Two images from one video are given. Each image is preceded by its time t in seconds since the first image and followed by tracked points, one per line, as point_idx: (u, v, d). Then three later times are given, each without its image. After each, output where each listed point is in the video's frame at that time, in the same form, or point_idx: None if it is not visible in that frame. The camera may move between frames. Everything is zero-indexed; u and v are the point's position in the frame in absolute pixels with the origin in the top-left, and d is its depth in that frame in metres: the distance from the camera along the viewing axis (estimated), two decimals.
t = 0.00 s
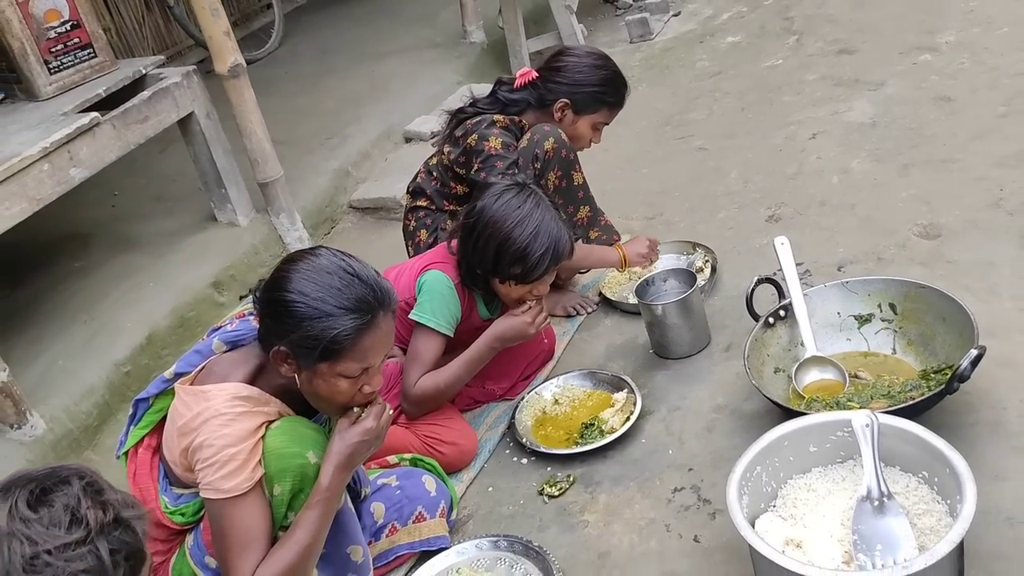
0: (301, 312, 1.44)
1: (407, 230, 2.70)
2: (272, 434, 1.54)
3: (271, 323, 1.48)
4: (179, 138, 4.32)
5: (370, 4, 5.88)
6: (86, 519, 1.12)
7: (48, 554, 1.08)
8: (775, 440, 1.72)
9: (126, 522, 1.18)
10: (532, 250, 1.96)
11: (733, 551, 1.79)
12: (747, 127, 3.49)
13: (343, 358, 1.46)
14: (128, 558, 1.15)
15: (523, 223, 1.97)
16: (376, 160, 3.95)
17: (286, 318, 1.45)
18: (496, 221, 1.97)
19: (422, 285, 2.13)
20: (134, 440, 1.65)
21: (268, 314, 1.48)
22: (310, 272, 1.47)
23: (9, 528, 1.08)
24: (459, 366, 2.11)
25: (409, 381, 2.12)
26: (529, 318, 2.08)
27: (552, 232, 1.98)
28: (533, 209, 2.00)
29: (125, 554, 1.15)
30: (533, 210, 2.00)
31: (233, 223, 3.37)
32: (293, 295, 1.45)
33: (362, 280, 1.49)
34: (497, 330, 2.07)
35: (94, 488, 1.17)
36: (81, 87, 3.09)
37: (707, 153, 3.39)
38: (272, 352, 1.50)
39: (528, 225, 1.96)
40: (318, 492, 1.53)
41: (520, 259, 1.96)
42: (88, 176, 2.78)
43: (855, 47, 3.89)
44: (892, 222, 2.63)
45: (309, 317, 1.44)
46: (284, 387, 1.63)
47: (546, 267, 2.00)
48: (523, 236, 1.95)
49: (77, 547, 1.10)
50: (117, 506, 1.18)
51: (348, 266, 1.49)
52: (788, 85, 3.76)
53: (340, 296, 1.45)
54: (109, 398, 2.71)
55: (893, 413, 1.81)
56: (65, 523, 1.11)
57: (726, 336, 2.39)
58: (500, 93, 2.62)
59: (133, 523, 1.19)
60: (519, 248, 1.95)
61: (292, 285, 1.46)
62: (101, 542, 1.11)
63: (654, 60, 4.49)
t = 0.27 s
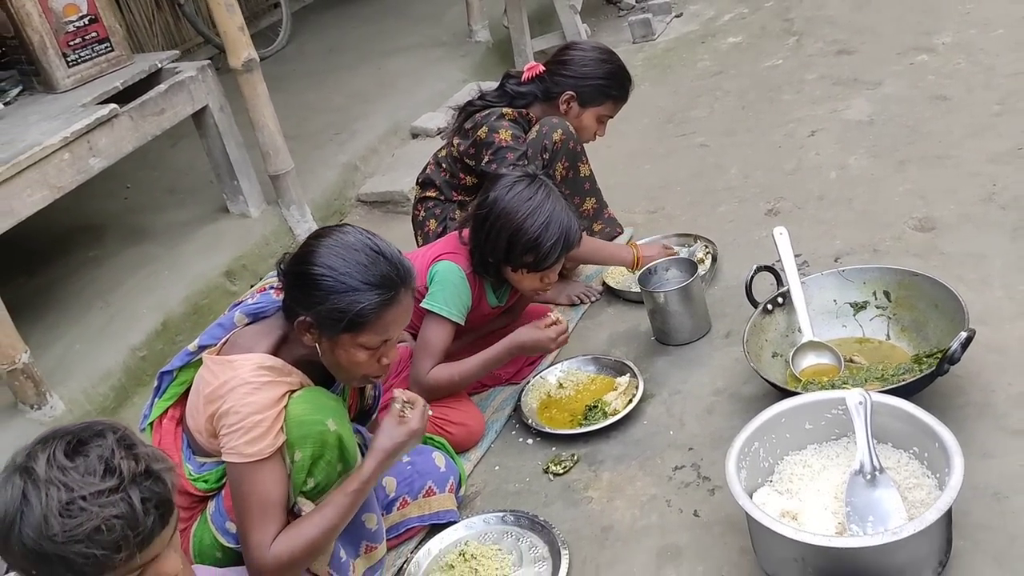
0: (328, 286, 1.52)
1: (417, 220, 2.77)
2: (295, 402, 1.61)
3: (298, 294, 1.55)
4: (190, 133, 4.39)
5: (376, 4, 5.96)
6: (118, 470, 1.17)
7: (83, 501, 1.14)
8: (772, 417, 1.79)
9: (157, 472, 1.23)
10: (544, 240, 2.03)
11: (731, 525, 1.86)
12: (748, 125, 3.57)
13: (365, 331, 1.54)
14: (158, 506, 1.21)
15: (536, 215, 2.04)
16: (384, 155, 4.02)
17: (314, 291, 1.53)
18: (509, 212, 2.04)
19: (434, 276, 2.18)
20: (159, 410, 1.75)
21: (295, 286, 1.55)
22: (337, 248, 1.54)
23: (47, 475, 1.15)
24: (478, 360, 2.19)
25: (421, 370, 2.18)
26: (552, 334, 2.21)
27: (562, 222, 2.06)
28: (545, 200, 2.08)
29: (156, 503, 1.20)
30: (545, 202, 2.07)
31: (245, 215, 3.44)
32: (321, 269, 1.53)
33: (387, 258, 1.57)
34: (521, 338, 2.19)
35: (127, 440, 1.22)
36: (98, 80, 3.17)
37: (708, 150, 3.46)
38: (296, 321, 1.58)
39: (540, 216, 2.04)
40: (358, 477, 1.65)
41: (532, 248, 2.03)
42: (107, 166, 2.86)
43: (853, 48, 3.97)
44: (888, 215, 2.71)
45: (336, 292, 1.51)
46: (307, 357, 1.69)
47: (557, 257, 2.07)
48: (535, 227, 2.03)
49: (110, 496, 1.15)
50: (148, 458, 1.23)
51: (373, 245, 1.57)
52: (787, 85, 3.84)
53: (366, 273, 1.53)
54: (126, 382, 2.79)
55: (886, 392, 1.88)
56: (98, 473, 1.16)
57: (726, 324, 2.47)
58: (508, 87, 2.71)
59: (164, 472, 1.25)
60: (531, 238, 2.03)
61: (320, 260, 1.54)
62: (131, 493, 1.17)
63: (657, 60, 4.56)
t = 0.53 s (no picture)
0: (349, 258, 1.60)
1: (423, 212, 2.85)
2: (309, 374, 1.70)
3: (317, 265, 1.63)
4: (200, 129, 4.47)
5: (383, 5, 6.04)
6: (142, 438, 1.22)
7: (109, 467, 1.19)
8: (768, 399, 1.86)
9: (177, 440, 1.28)
10: (549, 227, 2.11)
11: (729, 503, 1.93)
12: (748, 124, 3.65)
13: (381, 303, 1.62)
14: (179, 472, 1.26)
15: (542, 202, 2.12)
16: (391, 151, 4.09)
17: (334, 262, 1.61)
18: (515, 199, 2.12)
19: (444, 267, 2.26)
20: (179, 387, 1.82)
21: (314, 257, 1.63)
22: (359, 223, 1.63)
23: (75, 443, 1.20)
24: (493, 363, 2.30)
25: (433, 361, 2.23)
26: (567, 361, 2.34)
27: (567, 210, 2.14)
28: (550, 189, 2.16)
29: (177, 470, 1.26)
30: (550, 190, 2.15)
31: (256, 208, 3.52)
32: (343, 242, 1.61)
33: (404, 237, 1.66)
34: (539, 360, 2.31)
35: (148, 410, 1.27)
36: (115, 75, 3.25)
37: (709, 148, 3.54)
38: (312, 291, 1.65)
39: (545, 204, 2.12)
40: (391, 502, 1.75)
41: (536, 235, 2.11)
42: (124, 158, 2.94)
43: (852, 50, 4.05)
44: (883, 211, 2.78)
45: (356, 263, 1.60)
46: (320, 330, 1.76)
47: (562, 243, 2.15)
48: (540, 215, 2.11)
49: (134, 463, 1.21)
50: (169, 427, 1.28)
51: (392, 223, 1.67)
52: (787, 85, 3.92)
53: (385, 247, 1.62)
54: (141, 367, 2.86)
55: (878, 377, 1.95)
56: (123, 440, 1.21)
57: (725, 314, 2.54)
58: (512, 83, 2.79)
59: (183, 441, 1.30)
60: (536, 225, 2.11)
61: (341, 233, 1.62)
62: (154, 459, 1.22)
63: (659, 61, 4.65)
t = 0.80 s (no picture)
0: (358, 239, 1.75)
1: (429, 208, 2.93)
2: (318, 354, 1.80)
3: (327, 247, 1.77)
4: (211, 127, 4.54)
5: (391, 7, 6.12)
6: (174, 398, 1.30)
7: (145, 425, 1.27)
8: (765, 386, 1.92)
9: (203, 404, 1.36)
10: (553, 214, 2.18)
11: (727, 487, 1.99)
12: (751, 124, 3.71)
13: (387, 282, 1.77)
14: (209, 431, 1.34)
15: (548, 190, 2.19)
16: (399, 150, 4.16)
17: (344, 243, 1.76)
18: (520, 188, 2.20)
19: (453, 258, 2.31)
20: (193, 370, 1.93)
21: (325, 240, 1.78)
22: (367, 208, 1.79)
23: (111, 405, 1.28)
24: (498, 348, 2.34)
25: (440, 349, 2.30)
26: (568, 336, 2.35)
27: (572, 199, 2.21)
28: (555, 177, 2.23)
29: (206, 429, 1.34)
30: (555, 179, 2.22)
31: (267, 203, 3.59)
32: (351, 225, 1.76)
33: (409, 220, 1.81)
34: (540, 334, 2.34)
35: (176, 376, 1.36)
36: (130, 72, 3.33)
37: (712, 148, 3.61)
38: (322, 272, 1.79)
39: (551, 192, 2.19)
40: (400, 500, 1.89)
41: (541, 222, 2.19)
42: (140, 152, 3.01)
43: (854, 53, 4.12)
44: (882, 209, 2.84)
45: (365, 244, 1.75)
46: (327, 313, 1.86)
47: (566, 230, 2.22)
48: (546, 202, 2.18)
49: (167, 420, 1.29)
50: (195, 392, 1.36)
51: (398, 209, 1.82)
52: (790, 87, 3.98)
53: (392, 229, 1.77)
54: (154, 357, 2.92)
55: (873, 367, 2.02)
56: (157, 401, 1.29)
57: (726, 308, 2.60)
58: (517, 82, 2.86)
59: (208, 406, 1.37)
60: (541, 213, 2.18)
61: (350, 217, 1.78)
62: (185, 417, 1.30)
63: (664, 63, 4.71)
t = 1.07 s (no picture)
0: (361, 229, 1.83)
1: (437, 206, 3.00)
2: (323, 340, 1.89)
3: (331, 237, 1.85)
4: (222, 125, 4.61)
5: (401, 9, 6.19)
6: (198, 369, 1.39)
7: (172, 394, 1.35)
8: (763, 379, 1.97)
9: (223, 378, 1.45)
10: (558, 211, 2.24)
11: (725, 478, 2.04)
12: (755, 127, 3.76)
13: (389, 271, 1.84)
14: (230, 400, 1.42)
15: (553, 188, 2.25)
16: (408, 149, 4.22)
17: (347, 233, 1.83)
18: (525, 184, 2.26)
19: (460, 254, 2.38)
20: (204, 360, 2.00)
21: (328, 230, 1.86)
22: (369, 198, 1.86)
23: (139, 376, 1.36)
24: (505, 347, 2.39)
25: (446, 343, 2.35)
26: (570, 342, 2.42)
27: (576, 197, 2.27)
28: (561, 176, 2.29)
29: (227, 399, 1.42)
30: (561, 177, 2.28)
31: (278, 200, 3.65)
32: (354, 215, 1.84)
33: (409, 210, 1.89)
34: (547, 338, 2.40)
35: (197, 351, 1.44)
36: (146, 70, 3.39)
37: (716, 149, 3.66)
38: (326, 261, 1.86)
39: (556, 189, 2.25)
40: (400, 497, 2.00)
41: (545, 219, 2.24)
42: (155, 148, 3.08)
43: (857, 57, 4.17)
44: (882, 210, 2.89)
45: (367, 234, 1.82)
46: (331, 301, 1.96)
47: (569, 228, 2.27)
48: (551, 200, 2.23)
49: (193, 389, 1.37)
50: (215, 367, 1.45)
51: (401, 200, 1.90)
52: (794, 90, 4.03)
53: (393, 219, 1.84)
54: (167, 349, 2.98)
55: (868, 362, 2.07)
56: (182, 373, 1.38)
57: (726, 306, 2.66)
58: (524, 85, 2.92)
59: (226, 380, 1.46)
60: (546, 210, 2.24)
61: (352, 208, 1.85)
62: (210, 386, 1.39)
63: (670, 66, 4.77)
